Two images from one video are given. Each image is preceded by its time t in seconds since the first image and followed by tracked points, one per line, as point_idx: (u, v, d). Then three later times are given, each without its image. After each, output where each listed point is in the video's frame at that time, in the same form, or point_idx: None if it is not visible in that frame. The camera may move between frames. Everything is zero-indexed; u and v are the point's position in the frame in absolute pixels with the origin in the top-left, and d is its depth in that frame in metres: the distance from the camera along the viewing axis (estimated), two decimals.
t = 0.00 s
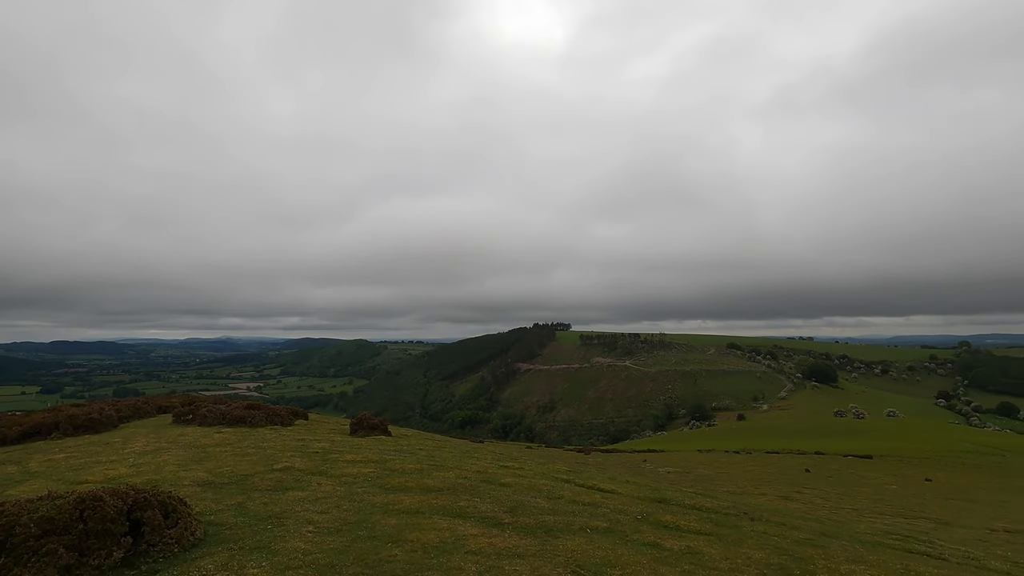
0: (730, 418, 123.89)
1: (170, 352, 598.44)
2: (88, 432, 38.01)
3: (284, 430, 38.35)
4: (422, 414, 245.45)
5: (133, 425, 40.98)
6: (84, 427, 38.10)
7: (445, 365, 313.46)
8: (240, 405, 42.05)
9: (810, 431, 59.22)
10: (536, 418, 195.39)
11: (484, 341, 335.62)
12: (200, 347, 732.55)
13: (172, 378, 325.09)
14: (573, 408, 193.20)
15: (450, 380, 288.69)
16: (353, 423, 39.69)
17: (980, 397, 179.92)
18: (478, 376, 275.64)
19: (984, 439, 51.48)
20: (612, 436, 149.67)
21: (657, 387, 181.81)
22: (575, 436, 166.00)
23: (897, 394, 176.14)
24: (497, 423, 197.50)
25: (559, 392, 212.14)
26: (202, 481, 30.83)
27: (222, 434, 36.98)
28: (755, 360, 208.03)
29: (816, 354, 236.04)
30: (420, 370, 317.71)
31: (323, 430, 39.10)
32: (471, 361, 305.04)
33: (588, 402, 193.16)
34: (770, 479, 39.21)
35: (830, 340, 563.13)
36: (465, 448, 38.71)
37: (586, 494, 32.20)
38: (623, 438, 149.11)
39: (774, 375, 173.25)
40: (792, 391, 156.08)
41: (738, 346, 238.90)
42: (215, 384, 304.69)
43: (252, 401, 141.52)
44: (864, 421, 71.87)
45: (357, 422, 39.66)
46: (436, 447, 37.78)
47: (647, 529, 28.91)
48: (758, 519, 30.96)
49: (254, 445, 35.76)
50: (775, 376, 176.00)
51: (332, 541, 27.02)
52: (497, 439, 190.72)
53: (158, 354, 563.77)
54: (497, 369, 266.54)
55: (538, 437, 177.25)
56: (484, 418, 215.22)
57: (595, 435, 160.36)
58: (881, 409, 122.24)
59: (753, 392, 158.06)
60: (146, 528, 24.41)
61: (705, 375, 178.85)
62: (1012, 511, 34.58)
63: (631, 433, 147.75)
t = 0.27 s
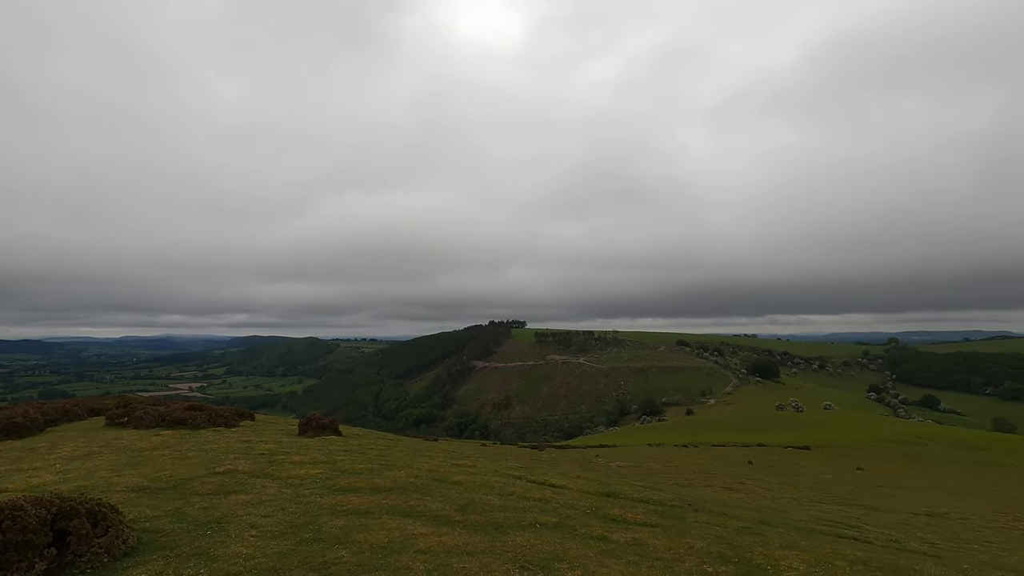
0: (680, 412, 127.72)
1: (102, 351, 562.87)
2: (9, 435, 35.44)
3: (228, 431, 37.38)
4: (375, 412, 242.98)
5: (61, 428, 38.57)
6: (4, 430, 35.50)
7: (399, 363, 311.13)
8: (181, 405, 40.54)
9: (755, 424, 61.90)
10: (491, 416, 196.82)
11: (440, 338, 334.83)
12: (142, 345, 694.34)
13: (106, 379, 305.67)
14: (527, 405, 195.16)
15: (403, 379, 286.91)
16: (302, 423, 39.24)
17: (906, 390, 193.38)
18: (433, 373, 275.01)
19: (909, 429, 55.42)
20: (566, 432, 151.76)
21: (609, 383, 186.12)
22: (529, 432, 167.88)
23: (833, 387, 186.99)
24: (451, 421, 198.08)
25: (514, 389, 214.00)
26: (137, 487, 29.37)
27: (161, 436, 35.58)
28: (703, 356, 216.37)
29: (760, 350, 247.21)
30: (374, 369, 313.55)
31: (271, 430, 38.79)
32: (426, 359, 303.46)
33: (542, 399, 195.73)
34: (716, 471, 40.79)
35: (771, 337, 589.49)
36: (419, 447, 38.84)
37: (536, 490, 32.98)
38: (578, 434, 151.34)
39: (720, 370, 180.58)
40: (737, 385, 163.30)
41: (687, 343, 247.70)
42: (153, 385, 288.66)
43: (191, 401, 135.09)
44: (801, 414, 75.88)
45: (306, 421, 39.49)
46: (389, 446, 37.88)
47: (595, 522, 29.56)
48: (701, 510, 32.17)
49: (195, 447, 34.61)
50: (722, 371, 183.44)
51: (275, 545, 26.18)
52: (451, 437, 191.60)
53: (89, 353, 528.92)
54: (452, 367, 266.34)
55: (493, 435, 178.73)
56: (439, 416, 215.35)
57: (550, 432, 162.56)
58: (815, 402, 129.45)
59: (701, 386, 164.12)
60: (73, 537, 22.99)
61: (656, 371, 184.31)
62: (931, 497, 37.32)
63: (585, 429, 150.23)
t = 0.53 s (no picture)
0: (633, 405, 130.79)
1: (31, 348, 526.74)
2: None
3: (169, 431, 36.38)
4: (329, 409, 239.31)
5: None
6: None
7: (354, 358, 306.86)
8: (118, 404, 38.94)
9: (705, 415, 64.05)
10: (448, 410, 196.93)
11: (396, 333, 331.81)
12: (78, 342, 654.05)
13: (37, 377, 286.19)
14: (484, 399, 195.94)
15: (359, 374, 283.46)
16: (251, 420, 38.88)
17: (843, 381, 205.07)
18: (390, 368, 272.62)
19: (845, 418, 58.72)
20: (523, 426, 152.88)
21: (566, 377, 188.85)
22: (487, 427, 168.57)
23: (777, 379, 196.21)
24: (407, 416, 196.97)
25: (472, 383, 214.57)
26: (66, 491, 27.80)
27: (96, 437, 34.13)
28: (656, 350, 222.57)
29: (710, 344, 256.29)
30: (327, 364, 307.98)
31: (216, 429, 38.15)
32: (382, 354, 300.42)
33: (499, 393, 197.07)
34: (666, 462, 42.00)
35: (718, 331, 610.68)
36: (372, 444, 38.73)
37: (489, 484, 33.42)
38: (535, 427, 152.67)
39: (673, 364, 186.28)
40: (688, 377, 169.10)
41: (642, 337, 254.32)
42: (87, 383, 272.10)
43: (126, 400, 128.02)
44: (746, 404, 79.10)
45: (254, 419, 39.19)
46: (340, 443, 37.83)
47: (545, 513, 30.02)
48: (648, 499, 33.10)
49: (133, 448, 33.41)
50: (674, 364, 189.28)
51: (216, 547, 25.16)
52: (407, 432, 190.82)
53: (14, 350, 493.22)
54: (408, 362, 264.67)
55: (450, 429, 178.76)
56: (395, 412, 214.06)
57: (507, 426, 163.61)
58: (758, 394, 135.48)
59: (654, 379, 168.85)
60: None
61: (612, 365, 188.23)
62: (864, 481, 39.59)
63: (542, 422, 151.76)
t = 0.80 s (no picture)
0: (598, 395, 133.01)
1: None
2: None
3: (122, 425, 35.65)
4: (293, 401, 236.04)
5: None
6: None
7: (320, 350, 302.75)
8: (67, 398, 37.81)
9: (670, 403, 65.58)
10: (415, 401, 196.81)
11: (363, 324, 328.41)
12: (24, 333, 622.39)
13: None
14: (452, 390, 196.32)
15: (324, 366, 280.01)
16: (209, 413, 38.94)
17: (800, 369, 213.05)
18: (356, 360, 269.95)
19: (802, 405, 61.03)
20: (491, 416, 153.60)
21: (534, 367, 190.49)
22: (455, 417, 168.93)
23: (737, 368, 202.29)
24: (374, 408, 195.64)
25: (439, 375, 214.58)
26: (7, 489, 26.54)
27: (44, 432, 33.15)
28: (622, 340, 226.58)
29: (675, 334, 262.19)
30: (291, 356, 304.73)
31: (171, 422, 37.96)
32: (347, 345, 298.45)
33: (467, 383, 197.93)
34: (630, 450, 42.80)
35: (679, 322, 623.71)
36: (336, 436, 39.20)
37: (452, 473, 33.74)
38: (502, 417, 153.53)
39: (638, 354, 190.13)
40: (652, 367, 173.11)
41: (608, 328, 258.38)
42: (34, 378, 259.80)
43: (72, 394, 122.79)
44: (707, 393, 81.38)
45: (213, 413, 39.15)
46: (301, 436, 37.85)
47: (507, 502, 30.43)
48: (609, 485, 33.97)
49: (83, 443, 32.53)
50: (639, 354, 193.18)
51: (167, 542, 24.19)
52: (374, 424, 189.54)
53: None
54: (375, 354, 263.10)
55: (417, 421, 178.35)
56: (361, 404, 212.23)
57: (474, 416, 164.26)
58: (716, 382, 139.58)
59: (619, 369, 172.14)
60: None
61: (578, 355, 190.69)
62: (817, 465, 41.26)
63: (509, 412, 152.78)
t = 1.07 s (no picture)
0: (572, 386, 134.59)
1: None
2: None
3: (84, 419, 34.95)
4: (265, 394, 233.07)
5: None
6: None
7: (294, 342, 299.00)
8: (25, 392, 36.71)
9: (644, 393, 66.67)
10: (391, 393, 196.22)
11: (338, 316, 325.04)
12: None
13: None
14: (429, 382, 196.16)
15: (298, 358, 276.90)
16: (176, 406, 38.73)
17: (769, 359, 218.54)
18: (331, 351, 267.38)
19: (771, 394, 62.70)
20: (467, 408, 153.84)
21: (510, 358, 191.36)
22: (431, 409, 168.89)
23: (709, 359, 206.47)
24: (349, 400, 194.22)
25: (415, 366, 214.20)
26: None
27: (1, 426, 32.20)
28: (597, 332, 229.19)
29: (649, 326, 266.12)
30: (263, 348, 301.06)
31: (136, 417, 37.37)
32: (320, 337, 296.50)
33: (443, 375, 198.06)
34: (604, 439, 43.34)
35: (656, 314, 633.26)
36: (309, 430, 39.20)
37: (425, 464, 33.87)
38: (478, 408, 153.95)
39: (613, 345, 192.64)
40: (627, 358, 175.83)
41: (584, 320, 260.92)
42: None
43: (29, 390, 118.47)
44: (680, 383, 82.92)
45: (181, 407, 38.93)
46: (272, 430, 37.71)
47: (479, 491, 30.67)
48: (580, 474, 34.45)
49: (43, 437, 31.77)
50: (613, 345, 195.70)
51: (130, 536, 23.54)
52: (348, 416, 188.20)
53: None
54: (350, 345, 261.13)
55: (393, 413, 177.61)
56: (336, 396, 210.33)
57: (451, 408, 164.43)
58: (687, 372, 142.30)
59: (594, 360, 174.37)
60: None
61: (554, 346, 192.08)
62: (784, 452, 42.42)
63: (485, 403, 153.29)
